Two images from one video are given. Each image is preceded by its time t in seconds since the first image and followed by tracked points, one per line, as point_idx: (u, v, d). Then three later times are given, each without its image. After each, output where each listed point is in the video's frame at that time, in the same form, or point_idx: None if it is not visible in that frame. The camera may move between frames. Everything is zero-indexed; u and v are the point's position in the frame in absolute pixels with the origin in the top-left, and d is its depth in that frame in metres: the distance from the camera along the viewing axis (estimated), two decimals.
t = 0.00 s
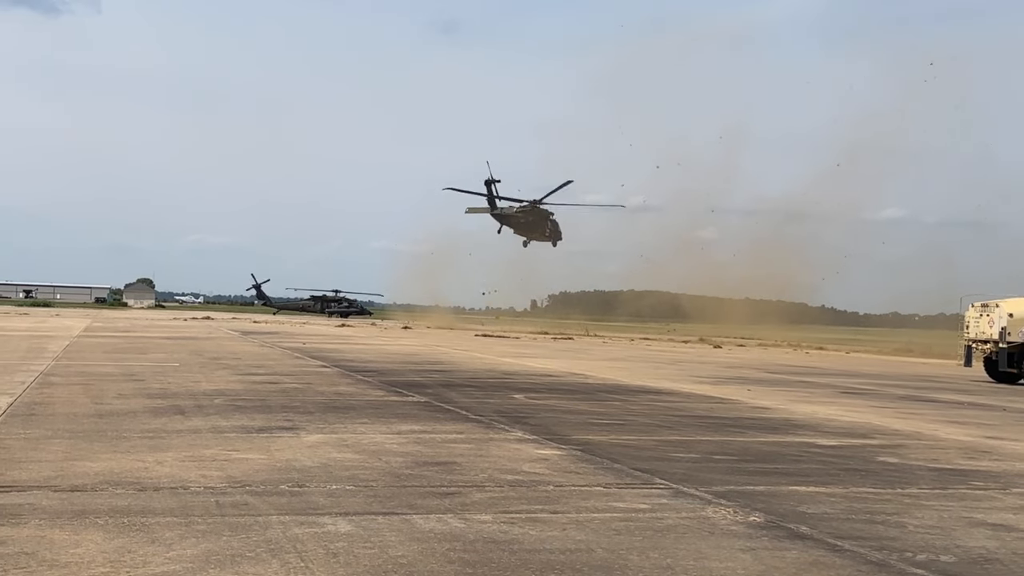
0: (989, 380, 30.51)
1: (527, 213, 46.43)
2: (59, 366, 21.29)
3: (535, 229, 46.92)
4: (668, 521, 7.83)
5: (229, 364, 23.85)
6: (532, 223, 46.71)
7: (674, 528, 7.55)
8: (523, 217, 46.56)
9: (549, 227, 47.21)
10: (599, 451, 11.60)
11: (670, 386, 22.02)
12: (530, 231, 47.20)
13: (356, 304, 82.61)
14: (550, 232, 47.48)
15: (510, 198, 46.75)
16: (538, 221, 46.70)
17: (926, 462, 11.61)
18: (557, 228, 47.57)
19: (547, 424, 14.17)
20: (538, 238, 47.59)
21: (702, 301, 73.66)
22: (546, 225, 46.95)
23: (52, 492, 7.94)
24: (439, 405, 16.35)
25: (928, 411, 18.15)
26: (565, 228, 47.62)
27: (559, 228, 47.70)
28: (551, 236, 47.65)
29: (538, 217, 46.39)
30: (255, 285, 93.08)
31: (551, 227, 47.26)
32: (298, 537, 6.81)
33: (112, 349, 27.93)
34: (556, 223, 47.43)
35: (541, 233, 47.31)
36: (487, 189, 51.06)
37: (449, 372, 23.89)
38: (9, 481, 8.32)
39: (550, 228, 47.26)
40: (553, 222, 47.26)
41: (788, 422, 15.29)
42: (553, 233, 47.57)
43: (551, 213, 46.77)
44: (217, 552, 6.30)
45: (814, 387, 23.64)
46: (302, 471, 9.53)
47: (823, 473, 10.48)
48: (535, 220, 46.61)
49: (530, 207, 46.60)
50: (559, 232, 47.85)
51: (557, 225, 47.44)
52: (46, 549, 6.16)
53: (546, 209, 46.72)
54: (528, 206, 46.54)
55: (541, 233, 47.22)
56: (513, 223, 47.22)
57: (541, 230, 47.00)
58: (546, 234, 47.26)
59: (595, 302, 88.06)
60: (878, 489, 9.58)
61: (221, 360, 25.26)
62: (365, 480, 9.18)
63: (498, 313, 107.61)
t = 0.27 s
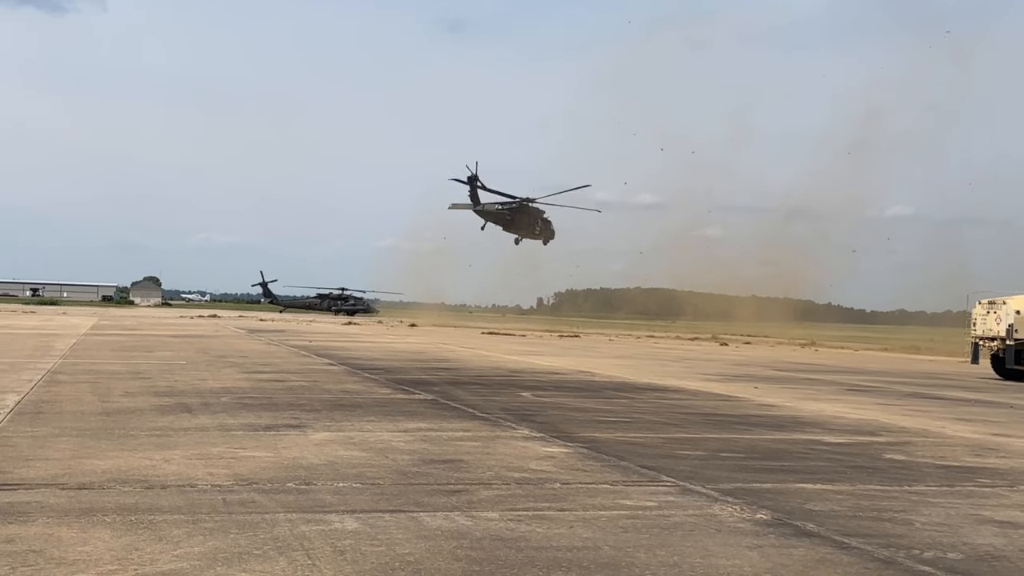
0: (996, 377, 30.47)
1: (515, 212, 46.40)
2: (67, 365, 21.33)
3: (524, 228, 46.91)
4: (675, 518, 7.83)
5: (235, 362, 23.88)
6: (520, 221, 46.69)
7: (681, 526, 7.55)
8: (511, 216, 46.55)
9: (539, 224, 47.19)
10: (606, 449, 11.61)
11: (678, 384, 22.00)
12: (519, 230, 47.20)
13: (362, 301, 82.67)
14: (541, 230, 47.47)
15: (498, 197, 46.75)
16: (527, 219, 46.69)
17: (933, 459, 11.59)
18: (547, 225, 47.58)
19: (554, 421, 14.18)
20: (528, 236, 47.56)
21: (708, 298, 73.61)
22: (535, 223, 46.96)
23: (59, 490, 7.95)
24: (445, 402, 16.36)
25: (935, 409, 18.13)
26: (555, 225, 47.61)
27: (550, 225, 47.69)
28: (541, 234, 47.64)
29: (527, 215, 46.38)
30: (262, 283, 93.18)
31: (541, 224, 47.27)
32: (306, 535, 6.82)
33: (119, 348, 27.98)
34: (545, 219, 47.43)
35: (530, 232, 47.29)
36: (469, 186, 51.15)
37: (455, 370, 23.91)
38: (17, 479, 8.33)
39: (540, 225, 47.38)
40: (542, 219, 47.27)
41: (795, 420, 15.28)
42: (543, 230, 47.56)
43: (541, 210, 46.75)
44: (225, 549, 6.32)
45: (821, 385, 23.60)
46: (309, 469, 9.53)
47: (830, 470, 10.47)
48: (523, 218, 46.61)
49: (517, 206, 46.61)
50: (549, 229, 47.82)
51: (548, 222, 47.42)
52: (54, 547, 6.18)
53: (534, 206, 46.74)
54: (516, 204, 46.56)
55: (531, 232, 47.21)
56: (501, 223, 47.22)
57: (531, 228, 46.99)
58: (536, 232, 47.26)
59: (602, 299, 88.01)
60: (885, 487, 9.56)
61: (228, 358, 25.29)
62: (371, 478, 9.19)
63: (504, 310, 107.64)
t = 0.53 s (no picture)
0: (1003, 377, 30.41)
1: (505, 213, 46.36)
2: (74, 365, 21.37)
3: (513, 229, 46.89)
4: (682, 518, 7.82)
5: (242, 362, 23.91)
6: (510, 222, 46.67)
7: (688, 526, 7.55)
8: (500, 216, 46.54)
9: (529, 225, 47.17)
10: (612, 449, 11.61)
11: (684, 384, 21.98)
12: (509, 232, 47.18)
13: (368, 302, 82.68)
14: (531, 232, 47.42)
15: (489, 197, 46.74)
16: (516, 220, 46.67)
17: (940, 459, 11.57)
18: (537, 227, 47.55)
19: (560, 422, 14.18)
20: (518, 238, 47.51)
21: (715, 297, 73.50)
22: (525, 225, 46.93)
23: (66, 490, 7.97)
24: (452, 403, 16.36)
25: (943, 409, 18.10)
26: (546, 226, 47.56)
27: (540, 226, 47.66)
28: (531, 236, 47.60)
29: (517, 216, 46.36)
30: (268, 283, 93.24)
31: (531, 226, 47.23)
32: (313, 535, 6.83)
33: (126, 349, 28.01)
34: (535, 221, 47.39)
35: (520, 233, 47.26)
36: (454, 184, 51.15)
37: (461, 370, 23.91)
38: (25, 480, 8.35)
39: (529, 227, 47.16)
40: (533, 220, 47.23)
41: (802, 420, 15.26)
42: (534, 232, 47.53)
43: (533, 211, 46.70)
44: (232, 550, 6.33)
45: (828, 385, 23.56)
46: (316, 469, 9.54)
47: (837, 471, 10.46)
48: (513, 220, 46.60)
49: (507, 207, 46.62)
50: (540, 231, 47.78)
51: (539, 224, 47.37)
52: (62, 547, 6.19)
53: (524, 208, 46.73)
54: (506, 205, 46.55)
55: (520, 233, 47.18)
56: (490, 223, 47.11)
57: (521, 230, 46.96)
58: (525, 234, 47.22)
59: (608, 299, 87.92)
60: (893, 487, 9.55)
61: (234, 358, 25.33)
62: (378, 478, 9.19)
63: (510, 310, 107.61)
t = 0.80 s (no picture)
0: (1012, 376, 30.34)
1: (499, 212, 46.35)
2: (82, 364, 21.41)
3: (506, 229, 46.88)
4: (690, 517, 7.82)
5: (249, 361, 23.94)
6: (504, 221, 46.70)
7: (696, 525, 7.54)
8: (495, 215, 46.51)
9: (522, 225, 47.13)
10: (619, 448, 11.60)
11: (691, 383, 21.96)
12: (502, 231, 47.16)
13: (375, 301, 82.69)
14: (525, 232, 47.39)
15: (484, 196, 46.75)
16: (510, 220, 46.66)
17: (949, 458, 11.55)
18: (532, 227, 47.51)
19: (567, 420, 14.18)
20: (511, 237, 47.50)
21: (722, 296, 73.42)
22: (518, 224, 46.91)
23: (75, 489, 7.98)
24: (458, 401, 16.37)
25: (951, 408, 18.05)
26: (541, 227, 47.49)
27: (535, 227, 47.62)
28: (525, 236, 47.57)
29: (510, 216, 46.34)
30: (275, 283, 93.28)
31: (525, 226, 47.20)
32: (320, 533, 6.84)
33: (133, 347, 28.02)
34: (530, 221, 47.36)
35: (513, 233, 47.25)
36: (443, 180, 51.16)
37: (468, 369, 23.92)
38: (33, 478, 8.37)
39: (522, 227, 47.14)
40: (528, 220, 47.20)
41: (809, 419, 15.24)
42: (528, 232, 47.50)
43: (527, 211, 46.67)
44: (240, 548, 6.33)
45: (836, 384, 23.52)
46: (324, 468, 9.55)
47: (844, 470, 10.45)
48: (506, 219, 46.59)
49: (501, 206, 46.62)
50: (534, 232, 47.73)
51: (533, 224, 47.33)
52: (70, 546, 6.20)
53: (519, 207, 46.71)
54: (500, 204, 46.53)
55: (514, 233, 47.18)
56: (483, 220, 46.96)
57: (514, 229, 46.94)
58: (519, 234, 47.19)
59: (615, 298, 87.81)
60: (901, 486, 9.54)
61: (241, 357, 25.36)
62: (385, 477, 9.20)
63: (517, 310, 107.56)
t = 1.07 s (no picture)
0: None
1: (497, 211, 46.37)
2: (95, 361, 21.48)
3: (504, 228, 46.88)
4: (702, 516, 7.80)
5: (262, 359, 23.97)
6: (502, 221, 46.63)
7: (708, 524, 7.53)
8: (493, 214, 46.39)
9: (520, 224, 47.11)
10: (631, 447, 11.59)
11: (703, 382, 21.92)
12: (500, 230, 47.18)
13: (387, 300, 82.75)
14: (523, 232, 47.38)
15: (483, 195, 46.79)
16: (507, 219, 46.67)
17: (962, 457, 11.50)
18: (530, 227, 47.48)
19: (580, 419, 14.16)
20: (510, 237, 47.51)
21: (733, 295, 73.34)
22: (516, 224, 46.91)
23: (88, 486, 8.00)
24: (471, 400, 16.37)
25: (964, 407, 17.99)
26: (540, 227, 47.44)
27: (534, 226, 47.60)
28: (524, 236, 47.57)
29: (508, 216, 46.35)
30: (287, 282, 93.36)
31: (524, 226, 47.19)
32: (333, 531, 6.84)
33: (146, 345, 28.10)
34: (528, 221, 47.34)
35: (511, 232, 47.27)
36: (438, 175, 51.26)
37: (481, 368, 23.90)
38: (48, 475, 8.40)
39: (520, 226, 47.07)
40: (526, 220, 47.18)
41: (822, 418, 15.21)
42: (526, 231, 47.50)
43: (526, 211, 46.64)
44: (252, 546, 6.34)
45: (848, 383, 23.45)
46: (336, 466, 9.56)
47: (857, 469, 10.43)
48: (504, 219, 46.60)
49: (499, 205, 46.64)
50: (533, 232, 47.69)
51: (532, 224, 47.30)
52: (84, 543, 6.22)
53: (517, 207, 46.71)
54: (498, 203, 46.55)
55: (511, 233, 47.21)
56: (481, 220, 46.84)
57: (512, 229, 46.96)
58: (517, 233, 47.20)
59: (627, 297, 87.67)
60: (914, 485, 9.52)
61: (253, 355, 25.39)
62: (398, 475, 9.21)
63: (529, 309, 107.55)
